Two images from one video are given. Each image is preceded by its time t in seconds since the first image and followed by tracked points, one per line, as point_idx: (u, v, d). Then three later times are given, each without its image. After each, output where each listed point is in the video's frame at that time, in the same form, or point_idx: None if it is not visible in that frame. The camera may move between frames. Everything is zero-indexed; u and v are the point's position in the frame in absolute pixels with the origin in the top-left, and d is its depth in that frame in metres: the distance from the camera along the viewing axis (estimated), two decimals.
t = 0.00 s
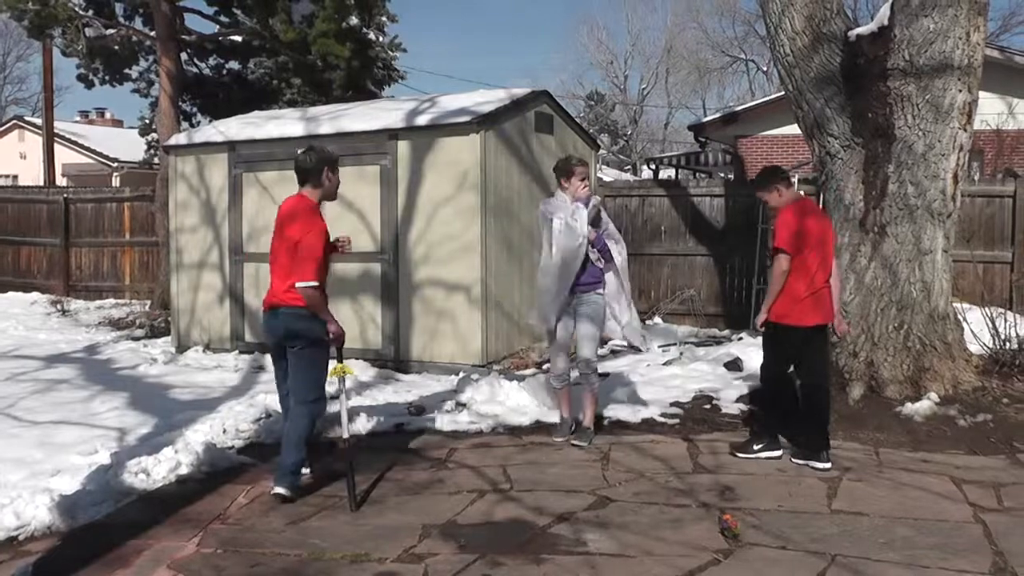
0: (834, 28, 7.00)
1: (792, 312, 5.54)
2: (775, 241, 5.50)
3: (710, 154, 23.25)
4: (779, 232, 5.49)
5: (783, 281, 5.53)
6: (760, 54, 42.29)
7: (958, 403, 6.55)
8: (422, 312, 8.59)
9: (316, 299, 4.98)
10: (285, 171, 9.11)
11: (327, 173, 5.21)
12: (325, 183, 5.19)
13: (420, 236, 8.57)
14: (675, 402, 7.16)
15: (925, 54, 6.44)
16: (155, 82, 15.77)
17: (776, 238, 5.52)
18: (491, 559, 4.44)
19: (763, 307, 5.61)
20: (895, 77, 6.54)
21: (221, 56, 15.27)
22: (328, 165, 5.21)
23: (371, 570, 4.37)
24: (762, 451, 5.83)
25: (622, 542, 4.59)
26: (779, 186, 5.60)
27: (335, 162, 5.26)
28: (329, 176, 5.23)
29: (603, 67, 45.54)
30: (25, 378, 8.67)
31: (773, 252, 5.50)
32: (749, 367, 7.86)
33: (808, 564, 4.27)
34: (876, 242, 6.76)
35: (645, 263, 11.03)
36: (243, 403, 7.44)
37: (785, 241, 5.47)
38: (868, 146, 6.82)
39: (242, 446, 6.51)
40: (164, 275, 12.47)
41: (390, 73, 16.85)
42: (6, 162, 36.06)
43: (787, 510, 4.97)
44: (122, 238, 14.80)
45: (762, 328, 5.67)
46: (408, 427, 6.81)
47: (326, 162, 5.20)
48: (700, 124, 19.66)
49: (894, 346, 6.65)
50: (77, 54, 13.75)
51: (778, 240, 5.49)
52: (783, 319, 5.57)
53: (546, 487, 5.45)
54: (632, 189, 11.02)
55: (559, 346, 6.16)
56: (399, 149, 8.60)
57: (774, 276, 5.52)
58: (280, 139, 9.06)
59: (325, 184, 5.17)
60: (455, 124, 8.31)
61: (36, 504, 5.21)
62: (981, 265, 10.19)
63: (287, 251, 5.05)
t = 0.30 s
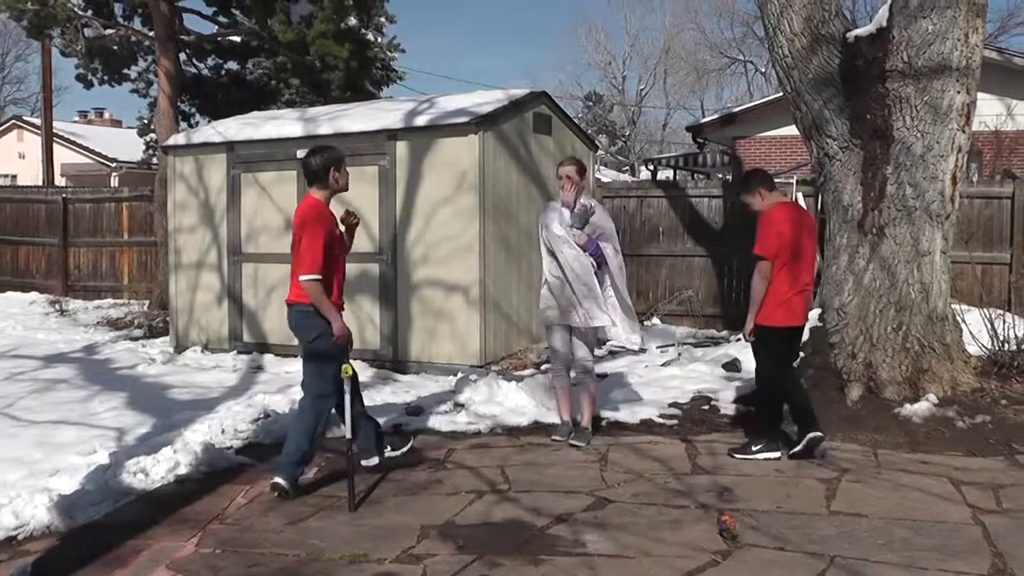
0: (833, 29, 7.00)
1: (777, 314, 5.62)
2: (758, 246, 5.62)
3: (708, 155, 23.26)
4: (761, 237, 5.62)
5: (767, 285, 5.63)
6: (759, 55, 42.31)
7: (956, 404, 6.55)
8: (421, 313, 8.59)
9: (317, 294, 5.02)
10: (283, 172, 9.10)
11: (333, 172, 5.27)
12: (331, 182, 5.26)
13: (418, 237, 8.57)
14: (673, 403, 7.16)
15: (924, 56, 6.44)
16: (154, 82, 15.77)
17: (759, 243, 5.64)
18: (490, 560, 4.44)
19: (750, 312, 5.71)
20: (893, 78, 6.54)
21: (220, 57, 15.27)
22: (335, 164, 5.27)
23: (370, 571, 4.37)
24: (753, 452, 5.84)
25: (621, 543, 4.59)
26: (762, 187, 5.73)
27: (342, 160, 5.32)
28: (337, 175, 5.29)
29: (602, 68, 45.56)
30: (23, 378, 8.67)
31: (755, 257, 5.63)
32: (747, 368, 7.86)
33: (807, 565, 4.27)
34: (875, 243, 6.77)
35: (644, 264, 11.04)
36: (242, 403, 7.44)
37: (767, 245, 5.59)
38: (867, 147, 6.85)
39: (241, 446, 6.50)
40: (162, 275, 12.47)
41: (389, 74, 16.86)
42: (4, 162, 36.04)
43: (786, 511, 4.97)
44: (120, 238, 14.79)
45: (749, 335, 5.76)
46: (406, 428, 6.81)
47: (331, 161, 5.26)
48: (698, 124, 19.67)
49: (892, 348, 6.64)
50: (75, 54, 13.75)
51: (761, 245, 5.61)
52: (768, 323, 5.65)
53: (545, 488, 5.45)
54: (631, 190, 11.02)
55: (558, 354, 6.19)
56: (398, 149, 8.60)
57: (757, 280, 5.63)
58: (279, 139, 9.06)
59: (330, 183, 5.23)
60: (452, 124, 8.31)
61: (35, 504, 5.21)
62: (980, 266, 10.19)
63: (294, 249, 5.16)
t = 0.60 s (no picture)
0: (837, 31, 6.98)
1: (778, 313, 5.63)
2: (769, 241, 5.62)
3: (711, 157, 23.26)
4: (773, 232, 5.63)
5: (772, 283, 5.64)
6: (762, 58, 42.30)
7: (960, 407, 6.54)
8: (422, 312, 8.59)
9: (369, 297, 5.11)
10: (287, 172, 9.10)
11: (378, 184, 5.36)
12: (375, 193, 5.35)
13: (422, 237, 8.57)
14: (676, 405, 7.15)
15: (927, 59, 6.44)
16: (158, 80, 15.77)
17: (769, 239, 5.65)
18: (493, 561, 4.44)
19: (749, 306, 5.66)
20: (897, 81, 6.54)
21: (224, 56, 15.28)
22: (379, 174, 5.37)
23: (372, 572, 4.37)
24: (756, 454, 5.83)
25: (623, 545, 4.59)
26: (785, 182, 5.70)
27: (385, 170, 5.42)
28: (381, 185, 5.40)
29: (605, 69, 45.55)
30: (25, 377, 8.67)
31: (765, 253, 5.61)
32: (750, 370, 7.85)
33: (810, 568, 4.27)
34: (878, 246, 6.76)
35: (647, 265, 11.04)
36: (245, 403, 7.44)
37: (781, 241, 5.58)
38: (870, 150, 6.82)
39: (243, 446, 6.51)
40: (166, 274, 12.48)
41: (393, 74, 16.88)
42: (8, 160, 36.08)
43: (789, 514, 4.97)
44: (124, 236, 14.80)
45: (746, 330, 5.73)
46: (409, 428, 6.81)
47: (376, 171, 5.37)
48: (701, 126, 19.66)
49: (895, 350, 6.64)
50: (79, 53, 13.75)
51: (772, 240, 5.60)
52: (768, 318, 5.65)
53: (547, 489, 5.45)
54: (634, 192, 11.02)
55: (559, 358, 6.24)
56: (401, 149, 8.60)
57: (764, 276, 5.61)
58: (282, 139, 9.05)
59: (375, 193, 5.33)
60: (456, 125, 8.31)
61: (37, 502, 5.21)
62: (983, 269, 10.19)
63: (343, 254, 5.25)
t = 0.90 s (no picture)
0: (829, 33, 7.00)
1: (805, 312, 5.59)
2: (800, 246, 5.47)
3: (703, 159, 23.30)
4: (804, 236, 5.49)
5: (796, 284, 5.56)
6: (754, 60, 42.39)
7: (950, 409, 6.57)
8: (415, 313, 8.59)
9: (382, 286, 5.28)
10: (279, 173, 9.08)
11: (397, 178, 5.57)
12: (391, 188, 5.54)
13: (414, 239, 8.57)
14: (668, 407, 7.15)
15: (919, 61, 6.46)
16: (149, 81, 15.73)
17: (796, 242, 5.51)
18: (485, 563, 4.44)
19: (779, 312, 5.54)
20: (889, 83, 6.55)
21: (215, 57, 15.26)
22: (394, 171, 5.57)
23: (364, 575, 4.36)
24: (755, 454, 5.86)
25: (616, 547, 4.59)
26: (797, 184, 5.62)
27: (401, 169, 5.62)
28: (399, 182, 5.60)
29: (597, 71, 45.58)
30: (16, 379, 8.63)
31: (798, 258, 5.47)
32: (743, 372, 7.86)
33: (802, 570, 4.27)
34: (870, 248, 6.76)
35: (639, 267, 11.05)
36: (237, 405, 7.42)
37: (813, 245, 5.47)
38: (862, 152, 6.83)
39: (234, 448, 6.49)
40: (157, 275, 12.44)
41: (385, 76, 16.87)
42: None
43: (781, 515, 4.97)
44: (114, 238, 14.76)
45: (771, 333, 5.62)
46: (402, 430, 6.80)
47: (391, 168, 5.56)
48: (693, 128, 19.69)
49: (887, 352, 6.66)
50: (71, 53, 13.72)
51: (804, 245, 5.47)
52: (793, 320, 5.60)
53: (540, 491, 5.45)
54: (626, 194, 11.03)
55: (552, 360, 6.22)
56: (394, 151, 8.59)
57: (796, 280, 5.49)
58: (274, 140, 9.03)
59: (392, 189, 5.53)
60: (449, 127, 8.30)
61: (27, 505, 5.19)
62: (974, 271, 10.21)
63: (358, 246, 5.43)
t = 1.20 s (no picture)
0: (819, 36, 7.02)
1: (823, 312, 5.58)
2: (816, 247, 5.46)
3: (695, 161, 23.33)
4: (816, 238, 5.47)
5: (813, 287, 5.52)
6: (744, 62, 42.48)
7: (940, 410, 6.59)
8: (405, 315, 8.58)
9: (375, 288, 5.29)
10: (269, 174, 9.06)
11: (388, 177, 5.55)
12: (382, 188, 5.52)
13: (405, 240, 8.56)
14: (658, 408, 7.15)
15: (909, 63, 6.47)
16: (139, 83, 15.69)
17: (810, 245, 5.48)
18: (475, 565, 4.43)
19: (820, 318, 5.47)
20: (879, 86, 6.57)
21: (205, 58, 15.23)
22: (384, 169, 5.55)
23: None
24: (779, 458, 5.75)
25: (605, 548, 4.58)
26: (793, 185, 5.61)
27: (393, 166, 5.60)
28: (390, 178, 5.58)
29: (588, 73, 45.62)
30: (4, 381, 8.59)
31: (817, 260, 5.45)
32: (732, 374, 7.87)
33: (791, 571, 4.27)
34: (860, 250, 6.78)
35: (629, 269, 11.05)
36: (226, 407, 7.39)
37: (821, 245, 5.47)
38: (852, 154, 6.85)
39: (224, 450, 6.47)
40: (146, 276, 12.40)
41: (376, 77, 16.86)
42: None
43: (771, 517, 4.98)
44: (104, 239, 14.71)
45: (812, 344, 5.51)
46: (391, 432, 6.79)
47: (382, 166, 5.54)
48: (684, 130, 19.71)
49: (877, 354, 6.68)
50: (60, 54, 13.68)
51: (818, 246, 5.46)
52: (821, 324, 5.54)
53: (530, 492, 5.44)
54: (616, 196, 11.04)
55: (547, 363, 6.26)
56: (383, 152, 8.58)
57: (821, 281, 5.46)
58: (264, 142, 9.01)
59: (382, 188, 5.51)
60: (439, 128, 8.29)
61: (15, 508, 5.16)
62: (964, 273, 10.24)
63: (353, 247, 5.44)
